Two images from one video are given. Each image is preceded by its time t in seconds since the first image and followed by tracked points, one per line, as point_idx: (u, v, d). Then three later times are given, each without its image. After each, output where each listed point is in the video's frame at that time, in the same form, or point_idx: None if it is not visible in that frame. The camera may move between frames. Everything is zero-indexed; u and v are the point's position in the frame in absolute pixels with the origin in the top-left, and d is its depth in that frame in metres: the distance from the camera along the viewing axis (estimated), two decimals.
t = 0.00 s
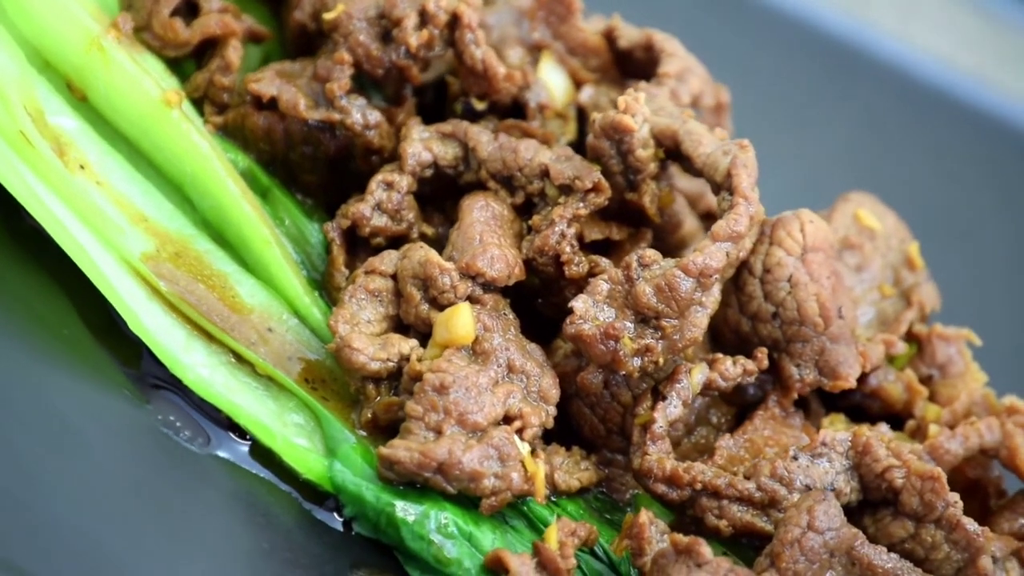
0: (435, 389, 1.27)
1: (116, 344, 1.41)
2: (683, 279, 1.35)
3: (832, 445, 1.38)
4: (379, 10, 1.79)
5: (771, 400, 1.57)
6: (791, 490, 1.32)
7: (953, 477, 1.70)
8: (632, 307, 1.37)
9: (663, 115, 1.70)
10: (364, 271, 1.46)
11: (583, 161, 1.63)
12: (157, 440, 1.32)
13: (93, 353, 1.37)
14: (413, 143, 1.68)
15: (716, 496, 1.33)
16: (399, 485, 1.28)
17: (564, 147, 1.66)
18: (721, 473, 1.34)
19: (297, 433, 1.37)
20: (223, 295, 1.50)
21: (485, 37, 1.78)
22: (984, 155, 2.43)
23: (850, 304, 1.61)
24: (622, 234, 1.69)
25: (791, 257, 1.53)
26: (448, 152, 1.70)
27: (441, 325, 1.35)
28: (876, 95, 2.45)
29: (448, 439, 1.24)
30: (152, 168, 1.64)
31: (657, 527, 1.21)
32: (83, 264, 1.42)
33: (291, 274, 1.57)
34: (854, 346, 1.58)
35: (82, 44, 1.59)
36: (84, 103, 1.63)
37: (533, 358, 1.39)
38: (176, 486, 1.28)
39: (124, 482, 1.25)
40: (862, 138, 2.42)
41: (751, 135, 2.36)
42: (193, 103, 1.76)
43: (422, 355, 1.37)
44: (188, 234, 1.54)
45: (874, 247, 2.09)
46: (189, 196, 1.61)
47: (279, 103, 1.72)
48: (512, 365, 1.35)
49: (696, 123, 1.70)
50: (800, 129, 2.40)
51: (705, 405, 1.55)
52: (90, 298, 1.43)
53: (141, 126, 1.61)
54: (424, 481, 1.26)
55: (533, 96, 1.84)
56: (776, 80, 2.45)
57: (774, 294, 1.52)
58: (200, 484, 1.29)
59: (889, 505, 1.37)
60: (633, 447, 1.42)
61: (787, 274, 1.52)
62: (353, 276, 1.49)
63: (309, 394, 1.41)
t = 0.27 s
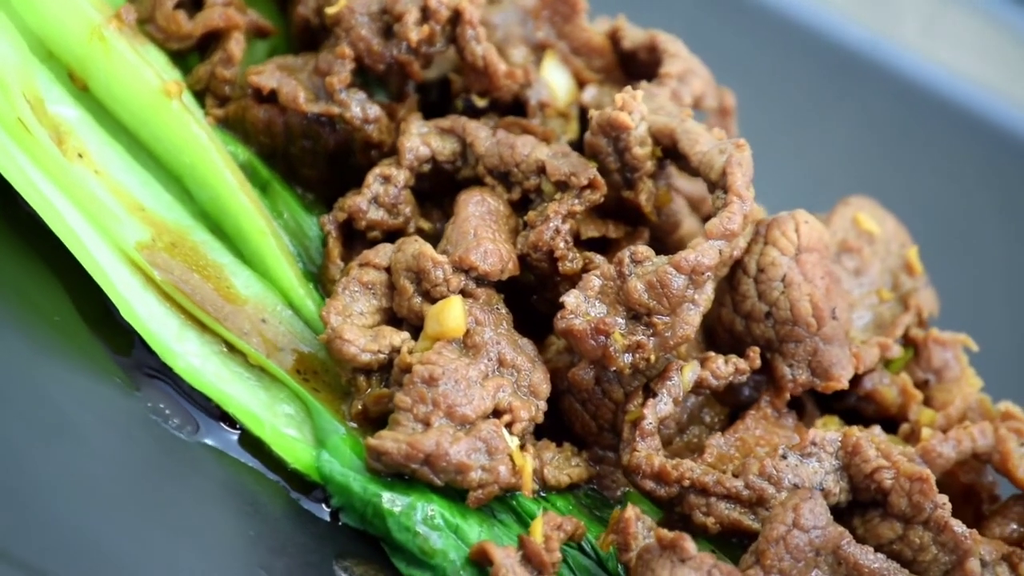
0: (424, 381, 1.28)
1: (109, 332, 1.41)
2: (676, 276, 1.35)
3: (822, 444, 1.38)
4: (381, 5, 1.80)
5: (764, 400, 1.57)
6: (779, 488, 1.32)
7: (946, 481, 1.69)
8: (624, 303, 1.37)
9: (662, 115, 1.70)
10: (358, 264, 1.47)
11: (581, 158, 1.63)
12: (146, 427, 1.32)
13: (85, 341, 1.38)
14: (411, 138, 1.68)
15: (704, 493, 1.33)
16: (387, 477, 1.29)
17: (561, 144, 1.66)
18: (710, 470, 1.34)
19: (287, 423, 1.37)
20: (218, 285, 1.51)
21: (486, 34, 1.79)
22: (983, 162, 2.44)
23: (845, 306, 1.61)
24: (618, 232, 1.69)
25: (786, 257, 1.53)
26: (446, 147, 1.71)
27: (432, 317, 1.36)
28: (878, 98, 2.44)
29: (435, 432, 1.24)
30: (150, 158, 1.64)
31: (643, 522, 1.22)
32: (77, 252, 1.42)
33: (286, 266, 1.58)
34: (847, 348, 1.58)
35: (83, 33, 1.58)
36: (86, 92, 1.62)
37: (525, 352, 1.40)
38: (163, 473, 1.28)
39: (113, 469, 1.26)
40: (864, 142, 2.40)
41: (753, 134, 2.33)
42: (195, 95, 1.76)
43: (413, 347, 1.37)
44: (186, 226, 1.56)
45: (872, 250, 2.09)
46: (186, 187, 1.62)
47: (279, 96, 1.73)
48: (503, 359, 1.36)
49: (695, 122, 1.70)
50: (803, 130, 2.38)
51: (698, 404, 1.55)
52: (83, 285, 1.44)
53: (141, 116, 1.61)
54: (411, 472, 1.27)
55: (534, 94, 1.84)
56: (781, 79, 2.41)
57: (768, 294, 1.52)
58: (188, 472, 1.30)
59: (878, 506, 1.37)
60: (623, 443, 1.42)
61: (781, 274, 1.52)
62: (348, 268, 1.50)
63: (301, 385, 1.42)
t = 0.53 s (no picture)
0: (414, 373, 1.28)
1: (102, 320, 1.42)
2: (668, 273, 1.36)
3: (812, 443, 1.38)
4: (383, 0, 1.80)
5: (757, 399, 1.57)
6: (767, 486, 1.33)
7: (939, 483, 1.68)
8: (616, 299, 1.38)
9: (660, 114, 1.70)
10: (353, 257, 1.48)
11: (578, 155, 1.63)
12: (136, 416, 1.33)
13: (78, 328, 1.39)
14: (410, 133, 1.69)
15: (692, 489, 1.34)
16: (376, 468, 1.30)
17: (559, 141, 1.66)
18: (699, 468, 1.35)
19: (277, 414, 1.38)
20: (214, 276, 1.51)
21: (487, 30, 1.78)
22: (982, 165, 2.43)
23: (839, 307, 1.61)
24: (615, 231, 1.68)
25: (780, 257, 1.53)
26: (444, 143, 1.71)
27: (424, 310, 1.36)
28: (878, 99, 2.44)
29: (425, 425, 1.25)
30: (149, 149, 1.64)
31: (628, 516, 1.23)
32: (73, 241, 1.43)
33: (282, 258, 1.58)
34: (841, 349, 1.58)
35: (84, 22, 1.59)
36: (86, 82, 1.63)
37: (517, 347, 1.40)
38: (151, 460, 1.29)
39: (102, 457, 1.27)
40: (865, 142, 2.40)
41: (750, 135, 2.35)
42: (197, 88, 1.77)
43: (405, 340, 1.38)
44: (183, 216, 1.56)
45: (871, 253, 2.08)
46: (185, 178, 1.62)
47: (279, 90, 1.73)
48: (495, 353, 1.36)
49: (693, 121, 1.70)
50: (802, 130, 2.38)
51: (691, 404, 1.54)
52: (78, 274, 1.44)
53: (141, 107, 1.62)
54: (400, 464, 1.28)
55: (534, 92, 1.84)
56: (780, 80, 2.42)
57: (762, 293, 1.52)
58: (177, 460, 1.31)
59: (867, 506, 1.37)
60: (614, 440, 1.41)
61: (775, 273, 1.52)
62: (343, 261, 1.50)
63: (293, 377, 1.42)
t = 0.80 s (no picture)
0: (405, 365, 1.29)
1: (96, 308, 1.43)
2: (661, 269, 1.36)
3: (802, 443, 1.38)
4: None
5: (749, 399, 1.56)
6: (756, 483, 1.34)
7: (931, 487, 1.68)
8: (609, 296, 1.38)
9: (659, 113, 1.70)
10: (349, 250, 1.49)
11: (575, 153, 1.64)
12: (127, 404, 1.33)
13: (71, 317, 1.39)
14: (408, 128, 1.69)
15: (680, 486, 1.35)
16: (365, 460, 1.31)
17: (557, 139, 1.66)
18: (687, 464, 1.36)
19: (269, 405, 1.39)
20: (210, 267, 1.52)
21: (489, 27, 1.78)
22: (983, 167, 2.43)
23: (835, 308, 1.61)
24: (612, 229, 1.69)
25: (774, 257, 1.53)
26: (442, 139, 1.72)
27: (417, 304, 1.37)
28: (875, 103, 2.46)
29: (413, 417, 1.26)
30: (149, 141, 1.64)
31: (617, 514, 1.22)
32: (69, 231, 1.43)
33: (278, 251, 1.59)
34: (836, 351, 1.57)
35: (86, 13, 1.58)
36: (88, 73, 1.62)
37: (510, 341, 1.41)
38: (141, 448, 1.30)
39: (91, 445, 1.27)
40: (865, 141, 2.40)
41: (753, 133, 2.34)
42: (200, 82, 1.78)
43: (397, 333, 1.38)
44: (181, 208, 1.57)
45: (869, 257, 2.08)
46: (184, 170, 1.62)
47: (280, 84, 1.74)
48: (487, 347, 1.36)
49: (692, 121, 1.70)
50: (803, 129, 2.38)
51: (685, 402, 1.55)
52: (74, 262, 1.45)
53: (142, 98, 1.62)
54: (389, 456, 1.28)
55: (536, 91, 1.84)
56: (779, 82, 2.44)
57: (756, 292, 1.52)
58: (167, 448, 1.31)
59: (856, 506, 1.37)
60: (605, 437, 1.40)
61: (769, 273, 1.52)
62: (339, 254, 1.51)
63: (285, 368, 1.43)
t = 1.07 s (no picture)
0: (395, 357, 1.30)
1: (90, 295, 1.44)
2: (653, 266, 1.36)
3: (791, 441, 1.39)
4: None
5: (741, 398, 1.57)
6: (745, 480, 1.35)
7: (923, 491, 1.67)
8: (601, 291, 1.39)
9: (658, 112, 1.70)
10: (344, 243, 1.49)
11: (573, 150, 1.64)
12: (117, 391, 1.35)
13: (65, 304, 1.40)
14: (407, 123, 1.70)
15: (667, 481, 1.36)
16: (353, 451, 1.31)
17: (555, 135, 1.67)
18: (675, 461, 1.37)
19: (259, 394, 1.40)
20: (206, 258, 1.53)
21: (491, 24, 1.79)
22: (983, 168, 2.43)
23: (830, 309, 1.61)
24: (609, 226, 1.69)
25: (768, 256, 1.53)
26: (441, 134, 1.72)
27: (409, 296, 1.38)
28: (875, 104, 2.46)
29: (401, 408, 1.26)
30: (150, 130, 1.64)
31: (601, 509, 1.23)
32: (65, 218, 1.44)
33: (273, 242, 1.59)
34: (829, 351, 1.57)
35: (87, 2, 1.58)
36: (90, 61, 1.62)
37: (501, 335, 1.41)
38: (130, 436, 1.31)
39: (81, 431, 1.29)
40: (865, 142, 2.39)
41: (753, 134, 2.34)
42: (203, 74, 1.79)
43: (389, 325, 1.39)
44: (178, 199, 1.59)
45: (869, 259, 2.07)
46: (183, 161, 1.63)
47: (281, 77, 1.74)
48: (478, 340, 1.37)
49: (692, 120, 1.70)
50: (803, 128, 2.38)
51: (678, 401, 1.55)
52: (70, 250, 1.46)
53: (142, 88, 1.62)
54: (376, 447, 1.29)
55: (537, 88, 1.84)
56: (780, 81, 2.44)
57: (749, 291, 1.53)
58: (155, 435, 1.33)
59: (844, 506, 1.37)
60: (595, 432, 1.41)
61: (762, 272, 1.52)
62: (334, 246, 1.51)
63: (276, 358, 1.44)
